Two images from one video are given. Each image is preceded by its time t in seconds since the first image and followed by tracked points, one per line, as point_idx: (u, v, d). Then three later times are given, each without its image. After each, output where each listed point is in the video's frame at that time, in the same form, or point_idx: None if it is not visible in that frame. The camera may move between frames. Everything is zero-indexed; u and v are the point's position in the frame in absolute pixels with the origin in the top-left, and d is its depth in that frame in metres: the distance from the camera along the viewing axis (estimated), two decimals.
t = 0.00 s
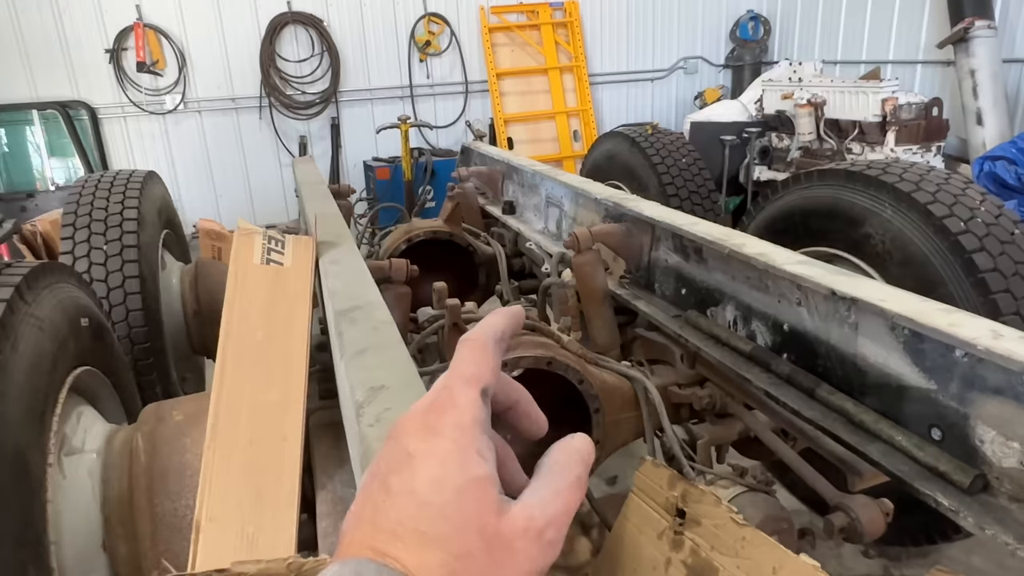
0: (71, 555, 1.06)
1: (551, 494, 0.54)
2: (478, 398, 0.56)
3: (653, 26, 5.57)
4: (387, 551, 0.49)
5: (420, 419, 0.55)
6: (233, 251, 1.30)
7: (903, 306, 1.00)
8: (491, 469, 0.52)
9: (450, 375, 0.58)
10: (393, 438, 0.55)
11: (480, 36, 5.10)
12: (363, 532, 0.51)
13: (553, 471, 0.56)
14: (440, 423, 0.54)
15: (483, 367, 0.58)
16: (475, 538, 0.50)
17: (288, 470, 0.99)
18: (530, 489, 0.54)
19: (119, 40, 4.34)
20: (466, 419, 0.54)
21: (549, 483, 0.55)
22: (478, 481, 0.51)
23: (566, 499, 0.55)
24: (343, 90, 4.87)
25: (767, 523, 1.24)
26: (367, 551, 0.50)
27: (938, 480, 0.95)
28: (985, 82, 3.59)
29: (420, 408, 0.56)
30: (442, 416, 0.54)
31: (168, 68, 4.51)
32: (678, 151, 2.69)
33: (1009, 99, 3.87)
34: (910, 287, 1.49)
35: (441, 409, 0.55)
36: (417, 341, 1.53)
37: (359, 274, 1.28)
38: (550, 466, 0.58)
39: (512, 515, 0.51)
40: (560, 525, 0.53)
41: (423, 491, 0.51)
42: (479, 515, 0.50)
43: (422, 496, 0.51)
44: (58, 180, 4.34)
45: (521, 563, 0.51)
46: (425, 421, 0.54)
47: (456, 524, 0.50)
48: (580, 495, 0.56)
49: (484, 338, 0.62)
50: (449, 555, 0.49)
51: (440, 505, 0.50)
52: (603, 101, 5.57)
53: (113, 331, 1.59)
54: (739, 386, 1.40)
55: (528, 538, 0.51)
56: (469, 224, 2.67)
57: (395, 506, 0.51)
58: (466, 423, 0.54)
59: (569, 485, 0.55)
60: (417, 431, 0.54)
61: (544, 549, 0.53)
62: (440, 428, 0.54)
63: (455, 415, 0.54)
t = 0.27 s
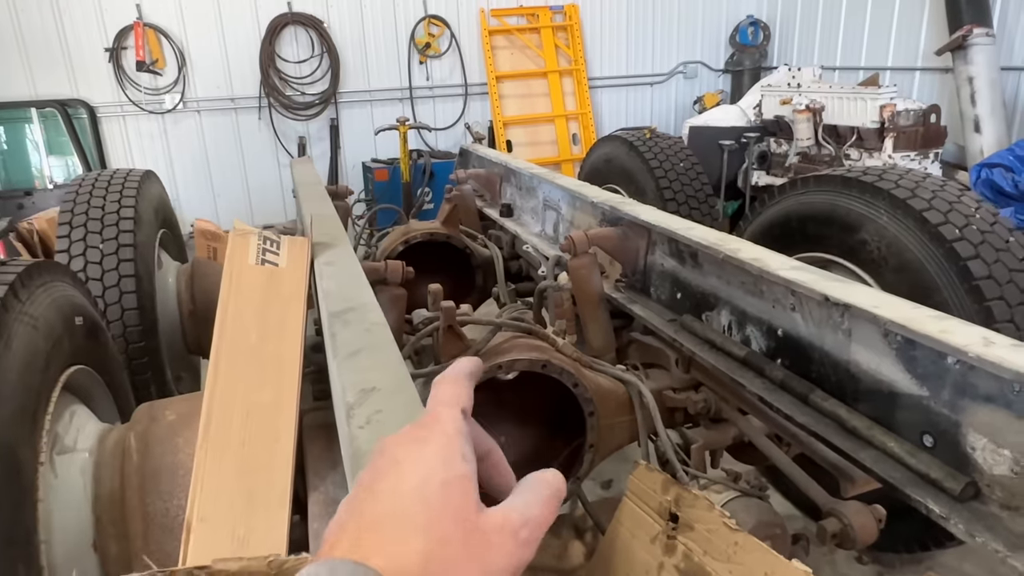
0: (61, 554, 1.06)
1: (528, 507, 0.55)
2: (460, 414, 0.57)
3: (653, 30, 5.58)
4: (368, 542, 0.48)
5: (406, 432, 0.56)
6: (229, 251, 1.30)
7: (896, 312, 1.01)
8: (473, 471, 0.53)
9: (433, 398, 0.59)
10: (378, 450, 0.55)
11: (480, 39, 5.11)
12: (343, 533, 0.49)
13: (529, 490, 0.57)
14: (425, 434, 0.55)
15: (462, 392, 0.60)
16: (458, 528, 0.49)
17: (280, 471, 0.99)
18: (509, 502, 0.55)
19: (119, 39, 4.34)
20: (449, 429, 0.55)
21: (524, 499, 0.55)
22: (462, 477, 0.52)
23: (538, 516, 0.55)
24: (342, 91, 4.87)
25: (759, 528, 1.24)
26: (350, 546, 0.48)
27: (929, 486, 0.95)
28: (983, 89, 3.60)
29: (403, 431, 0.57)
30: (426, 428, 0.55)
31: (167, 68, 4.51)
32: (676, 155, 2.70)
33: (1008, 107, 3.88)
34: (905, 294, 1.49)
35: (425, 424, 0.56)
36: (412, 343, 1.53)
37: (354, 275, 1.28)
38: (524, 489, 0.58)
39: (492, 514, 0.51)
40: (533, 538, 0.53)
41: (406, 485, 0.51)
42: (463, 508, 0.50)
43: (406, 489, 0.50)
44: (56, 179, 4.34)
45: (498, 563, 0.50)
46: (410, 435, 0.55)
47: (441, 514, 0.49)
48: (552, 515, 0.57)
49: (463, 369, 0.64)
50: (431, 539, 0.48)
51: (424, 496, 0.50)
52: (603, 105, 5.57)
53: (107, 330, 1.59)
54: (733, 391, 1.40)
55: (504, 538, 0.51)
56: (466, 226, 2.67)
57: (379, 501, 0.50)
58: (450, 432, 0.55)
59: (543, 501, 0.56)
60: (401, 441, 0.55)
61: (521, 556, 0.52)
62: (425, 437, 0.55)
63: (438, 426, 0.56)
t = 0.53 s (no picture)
0: (51, 554, 1.04)
1: None
2: (491, 467, 0.54)
3: (654, 33, 5.57)
4: (377, 564, 0.44)
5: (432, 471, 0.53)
6: (224, 248, 1.29)
7: (899, 315, 0.99)
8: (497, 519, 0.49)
9: (464, 445, 0.56)
10: (400, 488, 0.52)
11: (481, 40, 5.10)
12: (350, 551, 0.46)
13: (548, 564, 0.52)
14: (452, 476, 0.52)
15: (494, 448, 0.57)
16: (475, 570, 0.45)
17: (274, 472, 0.97)
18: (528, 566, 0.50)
19: (118, 37, 4.33)
20: (479, 476, 0.52)
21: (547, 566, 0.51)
22: (484, 522, 0.48)
23: None
24: (343, 91, 4.86)
25: (759, 534, 1.23)
26: (355, 564, 0.45)
27: (933, 493, 0.94)
28: (985, 94, 3.60)
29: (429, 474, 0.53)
30: (453, 470, 0.52)
31: (167, 66, 4.50)
32: (677, 158, 2.68)
33: (1009, 112, 3.87)
34: (907, 299, 1.48)
35: (453, 468, 0.53)
36: (409, 343, 1.51)
37: (352, 274, 1.27)
38: (547, 572, 0.53)
39: (511, 568, 0.47)
40: None
41: (426, 518, 0.47)
42: (482, 551, 0.46)
43: (426, 521, 0.47)
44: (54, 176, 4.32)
45: None
46: (436, 476, 0.52)
47: (457, 551, 0.46)
48: None
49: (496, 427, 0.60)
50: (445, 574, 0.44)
51: (444, 533, 0.46)
52: (603, 107, 5.57)
53: (102, 328, 1.58)
54: (733, 395, 1.39)
55: None
56: (465, 227, 2.65)
57: (394, 529, 0.47)
58: (479, 477, 0.52)
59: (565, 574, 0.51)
60: (424, 481, 0.52)
61: None
62: (453, 478, 0.52)
63: (468, 470, 0.52)
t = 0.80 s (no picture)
0: (49, 551, 1.04)
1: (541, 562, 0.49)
2: (481, 454, 0.53)
3: (655, 36, 5.58)
4: (370, 555, 0.44)
5: (423, 462, 0.52)
6: (225, 247, 1.29)
7: (899, 318, 0.99)
8: (490, 506, 0.49)
9: (453, 432, 0.55)
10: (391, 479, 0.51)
11: (483, 41, 5.11)
12: (342, 546, 0.45)
13: (544, 547, 0.52)
14: (443, 465, 0.51)
15: (485, 433, 0.56)
16: (469, 559, 0.44)
17: (272, 470, 0.97)
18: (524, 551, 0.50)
19: (121, 36, 4.33)
20: (471, 463, 0.51)
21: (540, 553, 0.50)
22: (478, 509, 0.47)
23: None
24: (344, 91, 4.87)
25: (757, 535, 1.23)
26: (348, 557, 0.44)
27: (930, 496, 0.94)
28: (985, 99, 3.60)
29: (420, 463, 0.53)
30: (444, 459, 0.51)
31: (169, 65, 4.50)
32: (677, 160, 2.69)
33: (1010, 117, 3.88)
34: (907, 302, 1.48)
35: (444, 456, 0.52)
36: (409, 343, 1.51)
37: (352, 273, 1.27)
38: (542, 553, 0.52)
39: (506, 555, 0.46)
40: None
41: (419, 508, 0.47)
42: (475, 539, 0.45)
43: (419, 511, 0.46)
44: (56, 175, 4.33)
45: None
46: (427, 465, 0.51)
47: (451, 541, 0.45)
48: None
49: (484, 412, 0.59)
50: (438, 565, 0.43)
51: (437, 524, 0.45)
52: (604, 109, 5.57)
53: (102, 325, 1.58)
54: (732, 397, 1.39)
55: None
56: (465, 227, 2.66)
57: (387, 520, 0.46)
58: (470, 466, 0.51)
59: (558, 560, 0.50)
60: (416, 471, 0.51)
61: None
62: (444, 467, 0.51)
63: (459, 459, 0.52)
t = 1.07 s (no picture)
0: (53, 547, 1.05)
1: (527, 510, 0.49)
2: (447, 418, 0.53)
3: (658, 37, 5.59)
4: (353, 538, 0.44)
5: (392, 439, 0.51)
6: (228, 247, 1.30)
7: (897, 321, 1.00)
8: (462, 471, 0.48)
9: (415, 399, 0.54)
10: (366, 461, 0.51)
11: (486, 41, 5.12)
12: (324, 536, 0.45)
13: (529, 492, 0.51)
14: (412, 436, 0.51)
15: (448, 393, 0.55)
16: (450, 527, 0.45)
17: (274, 467, 0.98)
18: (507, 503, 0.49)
19: (125, 34, 4.35)
20: (438, 430, 0.51)
21: (523, 500, 0.50)
22: (450, 476, 0.47)
23: (539, 521, 0.49)
24: (347, 91, 4.88)
25: (755, 536, 1.24)
26: (331, 543, 0.44)
27: (927, 497, 0.95)
28: (987, 103, 3.60)
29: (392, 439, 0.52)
30: (411, 433, 0.51)
31: (173, 63, 4.51)
32: (679, 162, 2.70)
33: (1011, 120, 3.88)
34: (906, 305, 1.49)
35: (412, 426, 0.52)
36: (411, 343, 1.52)
37: (354, 274, 1.27)
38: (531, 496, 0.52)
39: (486, 513, 0.46)
40: (529, 542, 0.48)
41: (394, 485, 0.47)
42: (452, 507, 0.46)
43: (395, 487, 0.46)
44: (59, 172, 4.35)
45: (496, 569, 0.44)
46: (396, 438, 0.51)
47: (428, 512, 0.45)
48: (558, 525, 0.51)
49: (442, 370, 0.58)
50: (419, 535, 0.43)
51: (412, 499, 0.45)
52: (606, 111, 5.58)
53: (105, 323, 1.59)
54: (731, 398, 1.40)
55: (500, 536, 0.46)
56: (467, 227, 2.66)
57: (366, 502, 0.46)
58: (437, 436, 0.50)
59: (543, 502, 0.50)
60: (385, 450, 0.50)
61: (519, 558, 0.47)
62: (413, 438, 0.50)
63: (426, 427, 0.51)
